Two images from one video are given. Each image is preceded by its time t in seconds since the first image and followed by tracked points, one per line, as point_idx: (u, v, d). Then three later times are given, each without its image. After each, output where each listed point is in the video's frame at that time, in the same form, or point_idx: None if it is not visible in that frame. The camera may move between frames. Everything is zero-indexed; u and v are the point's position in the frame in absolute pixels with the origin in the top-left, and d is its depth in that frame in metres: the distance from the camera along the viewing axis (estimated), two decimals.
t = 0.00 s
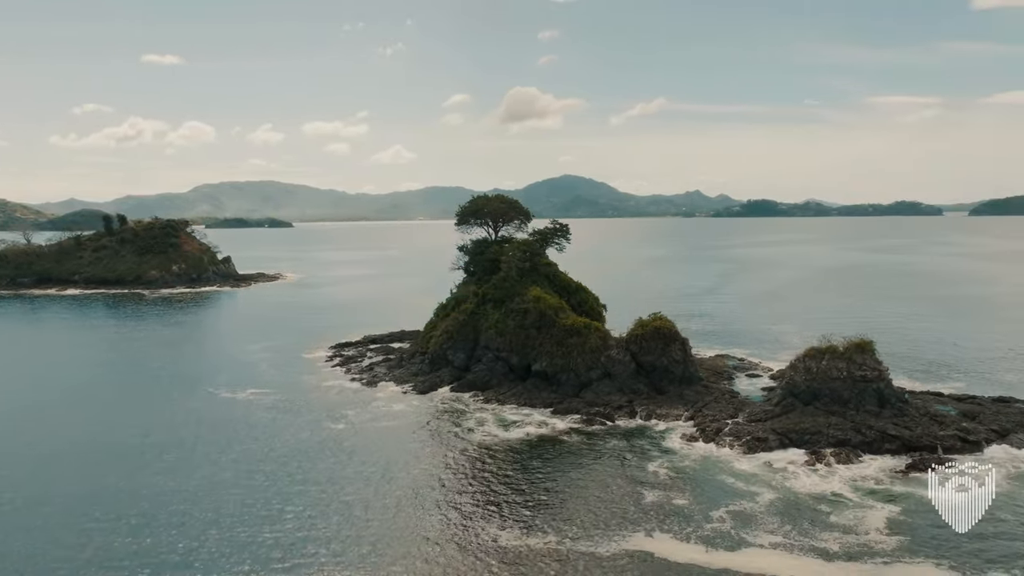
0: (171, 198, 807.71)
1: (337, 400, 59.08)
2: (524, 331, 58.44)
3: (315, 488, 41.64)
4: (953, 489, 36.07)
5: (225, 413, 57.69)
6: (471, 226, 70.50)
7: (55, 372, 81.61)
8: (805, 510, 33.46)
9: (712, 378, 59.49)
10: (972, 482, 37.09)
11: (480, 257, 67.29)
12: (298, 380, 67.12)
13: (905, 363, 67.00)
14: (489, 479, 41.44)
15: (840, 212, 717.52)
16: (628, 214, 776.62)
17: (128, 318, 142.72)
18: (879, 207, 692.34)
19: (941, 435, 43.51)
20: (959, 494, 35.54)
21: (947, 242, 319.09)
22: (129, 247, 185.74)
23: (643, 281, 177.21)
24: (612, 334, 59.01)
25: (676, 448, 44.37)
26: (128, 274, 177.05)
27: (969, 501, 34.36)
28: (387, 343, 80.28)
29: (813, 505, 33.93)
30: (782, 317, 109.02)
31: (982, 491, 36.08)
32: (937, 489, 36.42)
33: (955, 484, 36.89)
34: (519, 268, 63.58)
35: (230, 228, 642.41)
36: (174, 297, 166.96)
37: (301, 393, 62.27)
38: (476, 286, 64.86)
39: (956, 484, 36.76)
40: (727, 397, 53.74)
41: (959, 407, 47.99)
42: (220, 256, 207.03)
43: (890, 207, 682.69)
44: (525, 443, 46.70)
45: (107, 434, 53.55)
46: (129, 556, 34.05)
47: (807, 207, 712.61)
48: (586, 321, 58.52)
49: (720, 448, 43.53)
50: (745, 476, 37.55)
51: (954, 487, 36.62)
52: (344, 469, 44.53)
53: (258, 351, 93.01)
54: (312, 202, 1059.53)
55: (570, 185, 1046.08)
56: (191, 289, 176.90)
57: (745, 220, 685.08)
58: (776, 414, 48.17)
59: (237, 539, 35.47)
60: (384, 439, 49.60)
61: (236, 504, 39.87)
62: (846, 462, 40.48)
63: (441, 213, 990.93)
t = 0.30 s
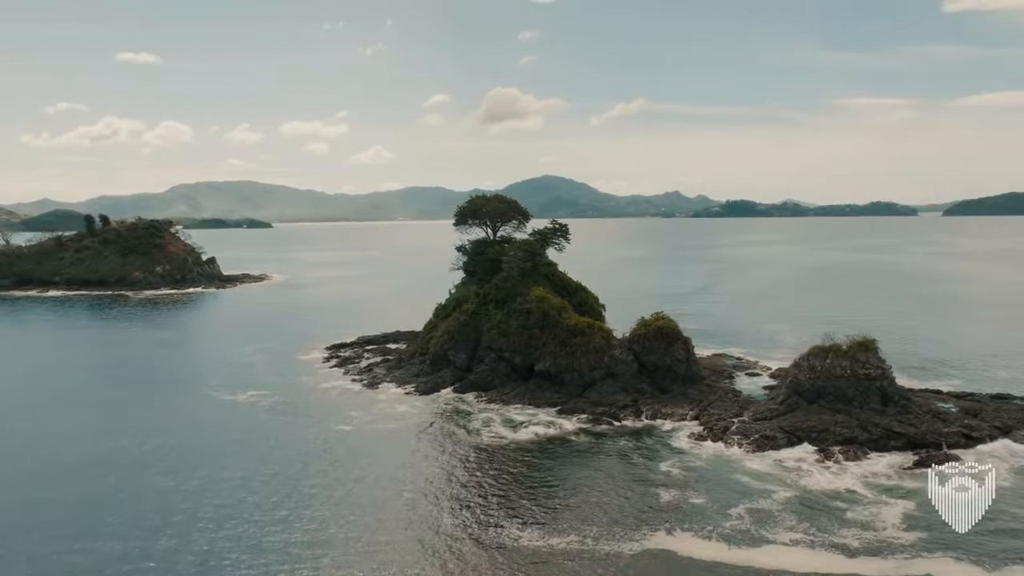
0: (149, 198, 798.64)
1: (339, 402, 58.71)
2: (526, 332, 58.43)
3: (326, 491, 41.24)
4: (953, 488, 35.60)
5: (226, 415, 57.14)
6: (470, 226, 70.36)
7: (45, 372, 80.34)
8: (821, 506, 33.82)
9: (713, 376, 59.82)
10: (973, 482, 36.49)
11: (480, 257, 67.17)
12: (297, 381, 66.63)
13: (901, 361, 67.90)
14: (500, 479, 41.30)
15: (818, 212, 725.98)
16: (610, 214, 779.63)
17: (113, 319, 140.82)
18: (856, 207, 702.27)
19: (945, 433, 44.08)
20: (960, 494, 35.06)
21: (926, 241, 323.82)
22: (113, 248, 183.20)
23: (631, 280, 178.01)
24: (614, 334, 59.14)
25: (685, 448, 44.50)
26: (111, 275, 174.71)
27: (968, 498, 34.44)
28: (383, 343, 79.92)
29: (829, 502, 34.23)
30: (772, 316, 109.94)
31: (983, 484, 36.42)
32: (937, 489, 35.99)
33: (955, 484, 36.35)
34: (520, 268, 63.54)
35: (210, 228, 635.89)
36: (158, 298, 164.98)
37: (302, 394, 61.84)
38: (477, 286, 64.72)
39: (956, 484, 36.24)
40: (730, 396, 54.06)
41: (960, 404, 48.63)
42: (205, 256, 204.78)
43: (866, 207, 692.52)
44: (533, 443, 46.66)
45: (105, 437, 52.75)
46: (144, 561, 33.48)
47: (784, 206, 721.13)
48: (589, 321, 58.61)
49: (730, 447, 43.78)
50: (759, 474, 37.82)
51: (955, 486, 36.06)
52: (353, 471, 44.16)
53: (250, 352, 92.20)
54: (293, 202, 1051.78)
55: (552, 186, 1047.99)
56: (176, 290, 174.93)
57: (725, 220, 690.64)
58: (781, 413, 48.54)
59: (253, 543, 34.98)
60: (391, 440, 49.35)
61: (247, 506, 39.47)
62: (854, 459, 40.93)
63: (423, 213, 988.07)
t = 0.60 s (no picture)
0: (127, 197, 788.45)
1: (341, 403, 58.35)
2: (529, 332, 58.44)
3: (337, 494, 40.87)
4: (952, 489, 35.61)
5: (228, 418, 56.56)
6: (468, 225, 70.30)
7: (34, 375, 79.05)
8: (837, 503, 34.20)
9: (714, 375, 60.18)
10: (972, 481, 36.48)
11: (480, 257, 67.07)
12: (296, 383, 66.14)
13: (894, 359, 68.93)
14: (512, 480, 41.17)
15: (796, 212, 734.51)
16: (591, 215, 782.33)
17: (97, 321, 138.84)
18: (832, 207, 712.06)
19: (949, 430, 44.69)
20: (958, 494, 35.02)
21: (903, 241, 328.94)
22: (95, 249, 180.53)
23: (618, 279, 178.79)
24: (617, 334, 59.28)
25: (693, 447, 44.65)
26: (94, 276, 172.20)
27: (966, 499, 34.36)
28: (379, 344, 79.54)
29: (844, 500, 34.61)
30: (762, 315, 110.95)
31: (986, 484, 37.00)
32: (937, 489, 36.06)
33: (954, 484, 36.29)
34: (521, 268, 63.53)
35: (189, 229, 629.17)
36: (143, 300, 162.97)
37: (303, 396, 61.38)
38: (477, 287, 64.59)
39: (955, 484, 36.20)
40: (733, 394, 54.42)
41: (960, 401, 49.32)
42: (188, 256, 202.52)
43: (842, 207, 701.68)
44: (542, 443, 46.62)
45: (107, 441, 51.98)
46: (159, 566, 32.99)
47: (763, 206, 728.86)
48: (591, 321, 58.74)
49: (739, 446, 44.06)
50: (773, 473, 38.14)
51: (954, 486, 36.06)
52: (362, 474, 43.82)
53: (242, 353, 91.34)
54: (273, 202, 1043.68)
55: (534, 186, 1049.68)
56: (160, 291, 172.88)
57: (706, 220, 696.21)
58: (786, 411, 48.93)
59: (268, 547, 34.56)
60: (397, 441, 49.09)
61: (260, 509, 39.06)
62: (863, 456, 41.45)
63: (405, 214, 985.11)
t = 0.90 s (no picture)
0: (100, 198, 775.33)
1: (343, 405, 57.86)
2: (532, 332, 58.42)
3: (350, 495, 40.46)
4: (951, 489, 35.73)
5: (230, 420, 55.88)
6: (466, 225, 70.09)
7: (22, 377, 77.44)
8: (854, 500, 34.61)
9: (715, 374, 60.46)
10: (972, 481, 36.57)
11: (480, 257, 66.88)
12: (295, 385, 65.50)
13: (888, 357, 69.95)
14: (525, 480, 40.99)
15: (771, 212, 741.77)
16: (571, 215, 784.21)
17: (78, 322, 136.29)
18: (808, 208, 720.03)
19: (953, 427, 45.32)
20: (960, 494, 35.05)
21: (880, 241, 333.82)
22: (75, 249, 177.30)
23: (604, 280, 179.20)
24: (618, 333, 59.41)
25: (703, 446, 44.82)
26: (73, 277, 169.16)
27: (967, 499, 34.38)
28: (375, 345, 79.01)
29: (861, 496, 35.04)
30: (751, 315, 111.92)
31: (991, 481, 37.62)
32: (937, 489, 36.13)
33: (955, 485, 36.35)
34: (522, 268, 63.42)
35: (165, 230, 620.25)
36: (124, 301, 160.40)
37: (304, 398, 60.82)
38: (478, 287, 64.43)
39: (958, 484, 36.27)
40: (737, 393, 54.74)
41: (961, 399, 50.07)
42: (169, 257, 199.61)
43: (819, 207, 710.95)
44: (551, 442, 46.55)
45: (108, 444, 51.10)
46: (177, 569, 32.40)
47: (738, 206, 735.97)
48: (593, 321, 58.81)
49: (748, 445, 44.30)
50: (787, 471, 38.48)
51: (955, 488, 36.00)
52: (373, 475, 43.47)
53: (234, 355, 90.13)
54: (250, 203, 1032.89)
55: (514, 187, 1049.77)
56: (142, 293, 170.20)
57: (684, 220, 700.85)
58: (792, 409, 49.31)
59: (288, 547, 34.16)
60: (405, 443, 48.79)
61: (273, 511, 38.57)
62: (872, 453, 41.95)
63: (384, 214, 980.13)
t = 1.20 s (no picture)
0: (77, 198, 763.58)
1: (345, 406, 57.48)
2: (535, 332, 58.43)
3: (363, 497, 40.17)
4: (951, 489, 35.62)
5: (231, 422, 55.28)
6: (465, 225, 69.93)
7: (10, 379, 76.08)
8: (868, 496, 34.98)
9: (716, 373, 60.80)
10: (971, 481, 36.50)
11: (480, 257, 66.77)
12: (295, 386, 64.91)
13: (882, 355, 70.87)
14: (539, 479, 40.98)
15: (750, 212, 748.17)
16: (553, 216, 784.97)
17: (62, 324, 134.25)
18: (787, 208, 726.74)
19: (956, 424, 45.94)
20: (960, 494, 34.90)
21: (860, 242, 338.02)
22: (56, 250, 174.55)
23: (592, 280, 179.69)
24: (621, 333, 59.52)
25: (711, 445, 45.04)
26: (55, 278, 166.56)
27: (967, 499, 34.29)
28: (372, 346, 78.57)
29: (874, 492, 35.43)
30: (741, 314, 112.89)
31: (997, 474, 38.26)
32: (937, 488, 35.96)
33: (955, 484, 36.20)
34: (523, 268, 63.39)
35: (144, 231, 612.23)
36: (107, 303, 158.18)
37: (305, 399, 60.33)
38: (479, 287, 64.31)
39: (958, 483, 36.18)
40: (739, 391, 55.09)
41: (960, 396, 50.80)
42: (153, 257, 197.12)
43: (797, 208, 717.88)
44: (561, 442, 46.55)
45: (108, 447, 50.31)
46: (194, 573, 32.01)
47: (718, 207, 741.47)
48: (596, 320, 58.88)
49: (755, 443, 44.59)
50: (799, 469, 38.81)
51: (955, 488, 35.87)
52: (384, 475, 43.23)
53: (226, 356, 89.13)
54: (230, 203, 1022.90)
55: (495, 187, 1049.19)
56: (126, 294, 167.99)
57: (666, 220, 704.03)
58: (797, 408, 49.72)
59: (306, 550, 33.90)
60: (413, 443, 48.52)
61: (287, 512, 38.25)
62: (879, 451, 42.42)
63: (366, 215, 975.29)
